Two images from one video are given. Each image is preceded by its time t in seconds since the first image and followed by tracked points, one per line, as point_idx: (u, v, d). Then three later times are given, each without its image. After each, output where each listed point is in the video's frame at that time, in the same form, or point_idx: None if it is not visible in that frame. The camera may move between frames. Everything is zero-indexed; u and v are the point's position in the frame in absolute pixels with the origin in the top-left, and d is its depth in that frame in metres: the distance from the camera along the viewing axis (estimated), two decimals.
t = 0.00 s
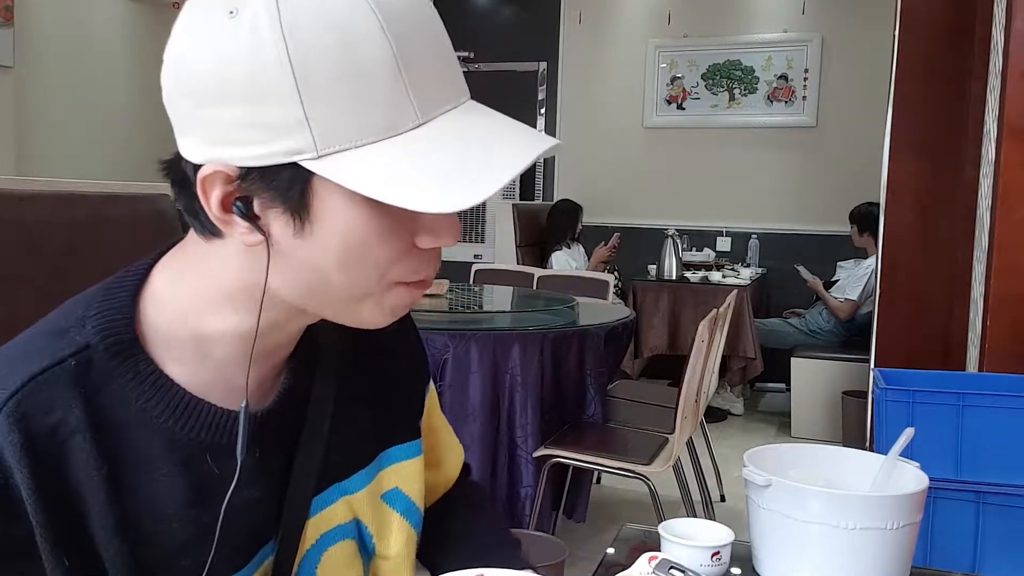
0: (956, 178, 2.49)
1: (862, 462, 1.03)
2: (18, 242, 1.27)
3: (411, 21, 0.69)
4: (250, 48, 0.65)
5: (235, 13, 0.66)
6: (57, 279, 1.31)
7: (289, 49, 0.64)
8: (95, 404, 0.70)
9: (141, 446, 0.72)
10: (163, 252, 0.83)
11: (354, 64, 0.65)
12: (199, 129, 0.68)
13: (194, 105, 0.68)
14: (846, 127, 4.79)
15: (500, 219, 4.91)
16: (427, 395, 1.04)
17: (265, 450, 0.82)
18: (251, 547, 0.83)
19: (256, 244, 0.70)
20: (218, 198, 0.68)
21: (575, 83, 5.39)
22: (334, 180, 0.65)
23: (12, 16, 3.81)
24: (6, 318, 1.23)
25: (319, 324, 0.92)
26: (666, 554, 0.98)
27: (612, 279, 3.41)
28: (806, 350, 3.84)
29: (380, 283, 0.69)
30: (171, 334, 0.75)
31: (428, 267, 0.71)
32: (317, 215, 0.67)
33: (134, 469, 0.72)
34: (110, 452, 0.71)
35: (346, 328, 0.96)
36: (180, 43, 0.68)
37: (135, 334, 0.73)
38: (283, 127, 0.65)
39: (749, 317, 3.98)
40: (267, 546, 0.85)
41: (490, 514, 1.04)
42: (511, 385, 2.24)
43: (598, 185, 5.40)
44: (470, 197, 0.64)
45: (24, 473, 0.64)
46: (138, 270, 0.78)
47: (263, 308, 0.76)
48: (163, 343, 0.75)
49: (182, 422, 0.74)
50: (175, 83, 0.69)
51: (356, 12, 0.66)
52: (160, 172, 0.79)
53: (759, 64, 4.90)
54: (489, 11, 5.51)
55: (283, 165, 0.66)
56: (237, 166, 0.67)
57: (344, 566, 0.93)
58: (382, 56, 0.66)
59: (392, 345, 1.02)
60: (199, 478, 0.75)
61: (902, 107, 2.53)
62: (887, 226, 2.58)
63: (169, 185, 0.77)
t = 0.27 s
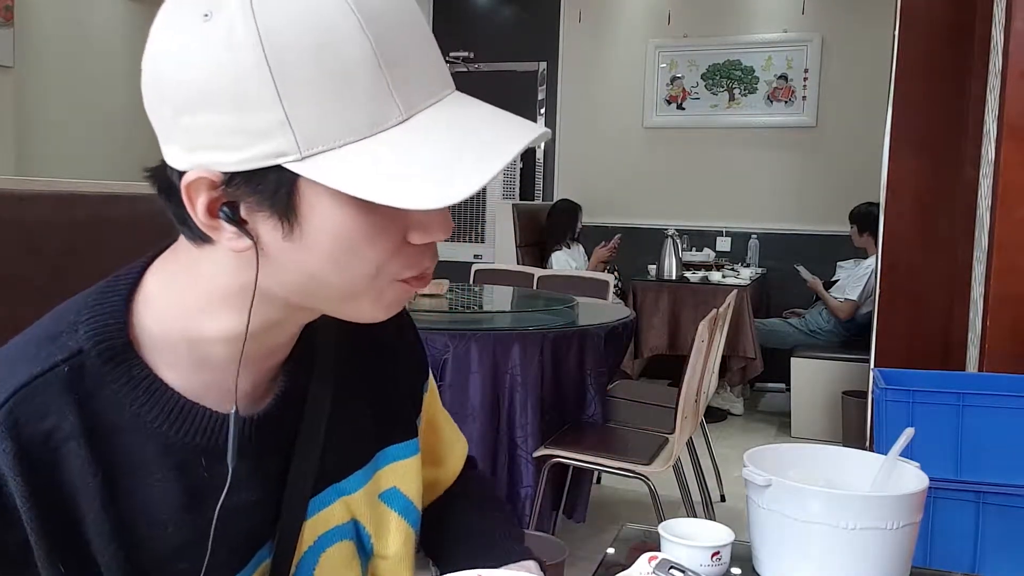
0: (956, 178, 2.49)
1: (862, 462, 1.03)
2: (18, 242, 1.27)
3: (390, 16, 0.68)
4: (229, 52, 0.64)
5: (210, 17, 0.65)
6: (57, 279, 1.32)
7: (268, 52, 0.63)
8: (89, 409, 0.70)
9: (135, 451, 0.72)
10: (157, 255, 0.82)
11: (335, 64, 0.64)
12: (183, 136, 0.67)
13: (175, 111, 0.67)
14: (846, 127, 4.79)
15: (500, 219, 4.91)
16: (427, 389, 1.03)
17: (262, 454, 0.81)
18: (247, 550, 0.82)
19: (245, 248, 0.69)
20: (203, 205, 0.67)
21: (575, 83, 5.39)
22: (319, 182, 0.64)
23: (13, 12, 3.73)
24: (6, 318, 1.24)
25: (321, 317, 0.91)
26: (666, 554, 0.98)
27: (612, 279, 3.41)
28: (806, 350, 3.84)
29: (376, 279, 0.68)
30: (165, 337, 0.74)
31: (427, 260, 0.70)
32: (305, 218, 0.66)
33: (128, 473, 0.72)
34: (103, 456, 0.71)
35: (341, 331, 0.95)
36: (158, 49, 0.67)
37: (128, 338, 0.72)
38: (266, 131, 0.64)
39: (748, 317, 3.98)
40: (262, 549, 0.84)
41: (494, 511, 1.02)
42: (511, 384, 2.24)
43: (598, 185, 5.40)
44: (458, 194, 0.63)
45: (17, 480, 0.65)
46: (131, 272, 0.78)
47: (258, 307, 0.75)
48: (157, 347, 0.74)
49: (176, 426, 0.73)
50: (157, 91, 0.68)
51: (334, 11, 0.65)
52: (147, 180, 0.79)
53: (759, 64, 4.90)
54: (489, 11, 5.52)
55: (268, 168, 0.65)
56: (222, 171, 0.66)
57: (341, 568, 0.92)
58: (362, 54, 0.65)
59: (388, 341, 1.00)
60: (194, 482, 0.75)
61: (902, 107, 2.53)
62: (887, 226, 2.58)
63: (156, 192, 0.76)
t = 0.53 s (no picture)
0: (956, 179, 2.49)
1: (861, 461, 1.04)
2: (19, 242, 1.27)
3: (368, 27, 0.66)
4: (196, 63, 0.63)
5: (185, 23, 0.64)
6: (56, 280, 1.32)
7: (234, 63, 0.62)
8: (86, 417, 0.69)
9: (134, 458, 0.71)
10: (150, 259, 0.81)
11: (302, 76, 0.63)
12: (159, 147, 0.66)
13: (151, 121, 0.66)
14: (845, 127, 4.79)
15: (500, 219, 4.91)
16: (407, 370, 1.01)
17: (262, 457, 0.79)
18: (247, 555, 0.80)
19: (222, 258, 0.67)
20: (178, 213, 0.65)
21: (575, 83, 5.39)
22: (286, 198, 0.62)
23: (13, 13, 3.69)
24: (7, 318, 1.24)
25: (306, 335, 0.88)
26: (666, 554, 0.98)
27: (612, 280, 3.41)
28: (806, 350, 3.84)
29: (351, 296, 0.66)
30: (160, 343, 0.73)
31: (406, 276, 0.68)
32: (276, 233, 0.64)
33: (126, 481, 0.71)
34: (101, 465, 0.70)
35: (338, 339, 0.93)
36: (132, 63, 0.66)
37: (124, 344, 0.71)
38: (235, 142, 0.62)
39: (748, 318, 3.99)
40: (266, 547, 0.83)
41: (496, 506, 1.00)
42: (510, 384, 2.24)
43: (598, 185, 5.40)
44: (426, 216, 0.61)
45: (12, 494, 0.64)
46: (126, 278, 0.76)
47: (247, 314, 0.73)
48: (153, 352, 0.73)
49: (175, 432, 0.72)
50: (134, 96, 0.67)
51: (302, 22, 0.63)
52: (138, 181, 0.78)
53: (759, 64, 4.90)
54: (489, 11, 5.53)
55: (237, 180, 0.63)
56: (194, 181, 0.64)
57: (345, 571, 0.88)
58: (334, 67, 0.64)
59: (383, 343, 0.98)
60: (195, 488, 0.74)
61: (903, 107, 2.53)
62: (887, 227, 2.58)
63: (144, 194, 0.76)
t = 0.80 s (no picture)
0: (956, 179, 2.49)
1: (861, 462, 1.03)
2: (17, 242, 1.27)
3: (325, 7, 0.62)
4: (147, 47, 0.59)
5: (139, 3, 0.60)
6: (54, 279, 1.31)
7: (185, 44, 0.58)
8: (74, 421, 0.68)
9: (126, 460, 0.70)
10: (133, 258, 0.78)
11: (252, 61, 0.59)
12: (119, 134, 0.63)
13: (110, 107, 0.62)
14: (845, 127, 4.80)
15: (500, 219, 4.91)
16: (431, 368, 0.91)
17: (258, 452, 0.76)
18: (239, 555, 0.77)
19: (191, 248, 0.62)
20: (147, 198, 0.61)
21: (575, 83, 5.39)
22: (240, 186, 0.57)
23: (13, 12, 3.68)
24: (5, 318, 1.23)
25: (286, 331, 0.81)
26: (667, 554, 0.99)
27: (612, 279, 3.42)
28: (806, 350, 3.84)
29: (311, 286, 0.59)
30: (144, 343, 0.71)
31: (372, 270, 0.61)
32: (236, 221, 0.59)
33: (120, 483, 0.70)
34: (90, 468, 0.69)
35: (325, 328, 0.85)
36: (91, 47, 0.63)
37: (112, 346, 0.70)
38: (188, 128, 0.58)
39: (748, 318, 3.99)
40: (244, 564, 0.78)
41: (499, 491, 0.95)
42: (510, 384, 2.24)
43: (597, 185, 5.40)
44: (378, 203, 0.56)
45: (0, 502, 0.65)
46: (109, 277, 0.74)
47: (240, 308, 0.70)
48: (137, 353, 0.71)
49: (166, 430, 0.70)
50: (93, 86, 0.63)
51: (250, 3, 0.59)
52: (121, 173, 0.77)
53: (759, 64, 4.90)
54: (489, 11, 5.53)
55: (193, 168, 0.59)
56: (158, 168, 0.60)
57: (341, 561, 0.82)
58: (285, 50, 0.59)
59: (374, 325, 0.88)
60: (189, 489, 0.72)
61: (903, 106, 2.53)
62: (887, 226, 2.58)
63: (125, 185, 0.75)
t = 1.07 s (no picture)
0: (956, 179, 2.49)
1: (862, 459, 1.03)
2: (18, 242, 1.27)
3: None
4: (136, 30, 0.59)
5: None
6: (55, 279, 1.31)
7: (169, 27, 0.58)
8: (71, 414, 0.69)
9: (122, 454, 0.71)
10: (141, 253, 0.79)
11: (234, 40, 0.58)
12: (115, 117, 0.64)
13: (106, 90, 0.63)
14: (846, 127, 4.79)
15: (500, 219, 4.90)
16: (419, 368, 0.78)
17: (254, 451, 0.75)
18: (235, 556, 0.77)
19: (185, 235, 0.62)
20: (140, 185, 0.62)
21: (575, 83, 5.39)
22: (225, 166, 0.57)
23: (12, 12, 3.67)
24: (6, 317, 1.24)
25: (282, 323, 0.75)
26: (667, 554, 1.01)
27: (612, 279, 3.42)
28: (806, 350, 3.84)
29: (305, 271, 0.58)
30: (144, 338, 0.72)
31: (366, 254, 0.59)
32: (225, 205, 0.58)
33: (115, 477, 0.72)
34: (87, 461, 0.70)
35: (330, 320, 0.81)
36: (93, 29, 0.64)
37: (110, 339, 0.70)
38: (173, 113, 0.59)
39: (748, 318, 3.99)
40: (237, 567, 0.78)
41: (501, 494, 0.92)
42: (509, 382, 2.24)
43: (597, 185, 5.39)
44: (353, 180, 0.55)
45: None
46: (113, 274, 0.75)
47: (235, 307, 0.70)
48: (139, 348, 0.72)
49: (159, 428, 0.70)
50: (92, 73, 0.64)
51: None
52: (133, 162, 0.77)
53: (759, 64, 4.90)
54: (489, 11, 5.53)
55: (181, 151, 0.59)
56: (147, 153, 0.61)
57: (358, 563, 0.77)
58: (263, 25, 0.58)
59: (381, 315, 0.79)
60: (183, 486, 0.72)
61: (903, 107, 2.53)
62: (887, 226, 2.59)
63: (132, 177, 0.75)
